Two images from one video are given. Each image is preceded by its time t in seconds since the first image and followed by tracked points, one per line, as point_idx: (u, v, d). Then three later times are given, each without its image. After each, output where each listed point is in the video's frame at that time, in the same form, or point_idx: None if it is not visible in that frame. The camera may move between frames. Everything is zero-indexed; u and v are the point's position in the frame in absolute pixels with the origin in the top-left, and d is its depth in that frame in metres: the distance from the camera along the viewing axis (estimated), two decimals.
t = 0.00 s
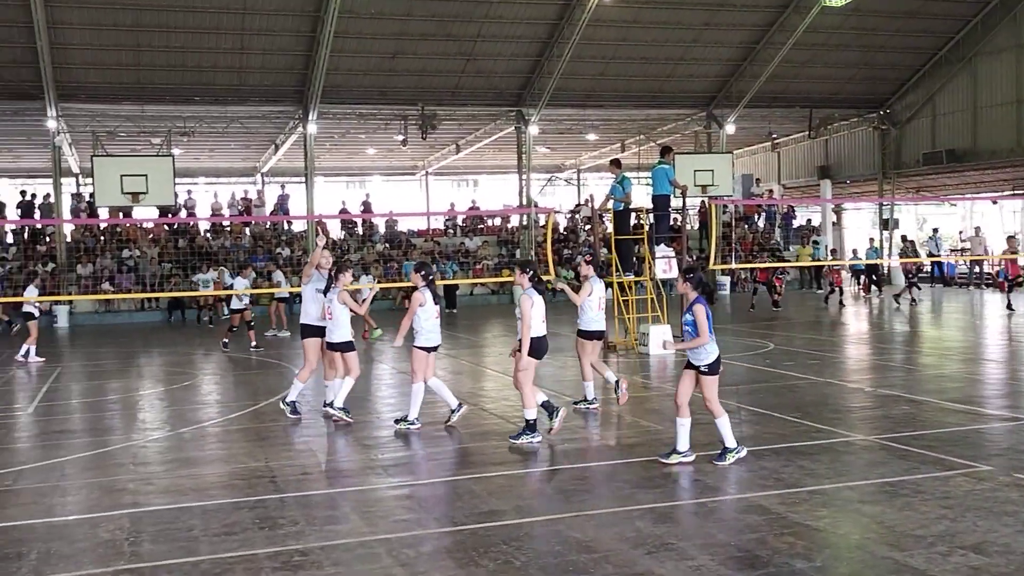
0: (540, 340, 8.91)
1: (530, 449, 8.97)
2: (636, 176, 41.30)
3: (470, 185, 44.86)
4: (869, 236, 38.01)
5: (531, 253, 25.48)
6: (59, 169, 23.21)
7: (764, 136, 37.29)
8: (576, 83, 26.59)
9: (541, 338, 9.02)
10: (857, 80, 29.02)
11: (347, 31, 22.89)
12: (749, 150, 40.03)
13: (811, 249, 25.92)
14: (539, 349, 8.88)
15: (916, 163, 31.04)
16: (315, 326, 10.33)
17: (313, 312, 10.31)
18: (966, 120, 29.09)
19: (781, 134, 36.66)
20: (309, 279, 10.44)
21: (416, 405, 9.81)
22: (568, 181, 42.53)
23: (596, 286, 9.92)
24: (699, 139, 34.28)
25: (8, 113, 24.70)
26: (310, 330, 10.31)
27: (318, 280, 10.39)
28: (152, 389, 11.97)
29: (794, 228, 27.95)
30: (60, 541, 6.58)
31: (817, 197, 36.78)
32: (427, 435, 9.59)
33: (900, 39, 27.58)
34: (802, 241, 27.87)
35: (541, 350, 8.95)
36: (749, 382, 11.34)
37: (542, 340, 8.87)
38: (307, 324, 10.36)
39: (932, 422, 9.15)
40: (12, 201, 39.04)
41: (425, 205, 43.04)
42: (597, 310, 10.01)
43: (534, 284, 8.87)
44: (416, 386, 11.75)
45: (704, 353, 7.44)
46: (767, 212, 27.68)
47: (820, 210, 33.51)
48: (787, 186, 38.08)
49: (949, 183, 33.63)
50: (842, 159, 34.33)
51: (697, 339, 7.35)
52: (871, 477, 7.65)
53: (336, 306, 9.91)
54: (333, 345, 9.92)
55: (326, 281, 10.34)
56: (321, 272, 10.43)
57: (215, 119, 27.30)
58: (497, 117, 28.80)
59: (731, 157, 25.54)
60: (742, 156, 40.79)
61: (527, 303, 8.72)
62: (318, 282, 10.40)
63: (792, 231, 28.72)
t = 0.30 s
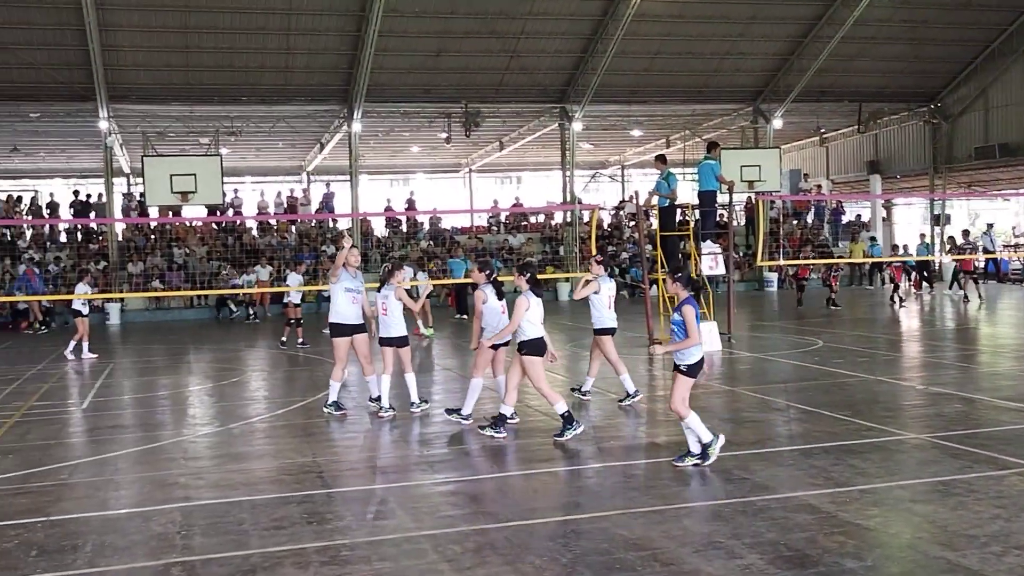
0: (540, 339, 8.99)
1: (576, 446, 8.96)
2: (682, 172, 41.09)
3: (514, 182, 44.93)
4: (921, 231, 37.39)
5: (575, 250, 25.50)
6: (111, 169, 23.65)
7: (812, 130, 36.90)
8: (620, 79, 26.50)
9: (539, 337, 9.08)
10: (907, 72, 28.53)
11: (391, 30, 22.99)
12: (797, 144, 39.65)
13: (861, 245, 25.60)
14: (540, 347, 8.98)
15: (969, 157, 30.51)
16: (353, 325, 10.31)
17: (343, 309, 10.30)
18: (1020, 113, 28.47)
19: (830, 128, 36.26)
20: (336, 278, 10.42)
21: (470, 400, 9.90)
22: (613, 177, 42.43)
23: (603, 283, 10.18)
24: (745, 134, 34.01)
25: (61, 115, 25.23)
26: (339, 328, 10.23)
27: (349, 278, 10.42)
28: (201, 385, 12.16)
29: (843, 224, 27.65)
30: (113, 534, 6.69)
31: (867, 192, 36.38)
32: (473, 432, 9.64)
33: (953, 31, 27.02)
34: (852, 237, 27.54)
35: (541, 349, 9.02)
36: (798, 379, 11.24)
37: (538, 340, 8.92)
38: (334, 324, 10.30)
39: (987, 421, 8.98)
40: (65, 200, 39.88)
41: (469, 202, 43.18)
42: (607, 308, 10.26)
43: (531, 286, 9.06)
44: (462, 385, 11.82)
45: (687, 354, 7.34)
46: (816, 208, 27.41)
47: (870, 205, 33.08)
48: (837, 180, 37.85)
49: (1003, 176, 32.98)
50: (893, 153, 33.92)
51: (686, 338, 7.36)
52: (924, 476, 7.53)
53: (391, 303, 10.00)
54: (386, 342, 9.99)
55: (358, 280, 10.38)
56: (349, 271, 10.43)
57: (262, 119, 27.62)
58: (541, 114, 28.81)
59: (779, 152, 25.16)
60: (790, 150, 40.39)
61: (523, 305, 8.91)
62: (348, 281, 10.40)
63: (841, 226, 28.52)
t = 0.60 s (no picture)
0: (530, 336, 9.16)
1: (614, 445, 8.92)
2: (723, 170, 40.84)
3: (553, 181, 44.91)
4: (966, 229, 36.84)
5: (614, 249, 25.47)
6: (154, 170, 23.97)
7: (855, 128, 36.52)
8: (660, 77, 26.40)
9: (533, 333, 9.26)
10: (952, 68, 28.06)
11: (430, 30, 23.07)
12: (840, 142, 39.27)
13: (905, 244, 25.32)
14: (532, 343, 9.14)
15: (1016, 154, 29.99)
16: (381, 325, 10.50)
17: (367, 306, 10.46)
18: None
19: (873, 125, 35.86)
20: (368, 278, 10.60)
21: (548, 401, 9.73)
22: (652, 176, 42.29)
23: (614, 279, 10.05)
24: (786, 132, 33.72)
25: (106, 116, 25.63)
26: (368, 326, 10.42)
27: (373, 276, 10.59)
28: (242, 383, 12.28)
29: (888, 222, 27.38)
30: (158, 530, 6.77)
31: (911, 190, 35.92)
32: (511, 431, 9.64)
33: (1000, 26, 26.53)
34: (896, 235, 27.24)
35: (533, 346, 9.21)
36: (840, 379, 11.11)
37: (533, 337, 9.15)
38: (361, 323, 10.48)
39: None
40: (111, 200, 40.53)
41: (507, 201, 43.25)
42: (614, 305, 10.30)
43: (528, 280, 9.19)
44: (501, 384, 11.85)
45: (671, 360, 7.27)
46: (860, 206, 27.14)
47: (915, 204, 32.67)
48: (879, 178, 37.40)
49: None
50: (938, 150, 33.49)
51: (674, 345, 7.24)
52: (970, 477, 7.41)
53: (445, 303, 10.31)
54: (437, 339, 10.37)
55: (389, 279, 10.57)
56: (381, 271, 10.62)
57: (302, 119, 27.85)
58: (580, 112, 28.78)
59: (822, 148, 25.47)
60: (832, 148, 40.00)
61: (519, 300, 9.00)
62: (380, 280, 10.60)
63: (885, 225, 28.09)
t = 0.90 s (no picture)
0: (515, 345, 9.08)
1: (651, 448, 8.87)
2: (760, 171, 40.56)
3: (588, 182, 44.82)
4: (1009, 229, 36.29)
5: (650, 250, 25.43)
6: (193, 173, 24.24)
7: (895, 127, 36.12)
8: (697, 78, 26.32)
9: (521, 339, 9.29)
10: (994, 66, 27.64)
11: (466, 32, 23.11)
12: (879, 141, 38.87)
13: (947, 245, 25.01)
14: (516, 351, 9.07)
15: None
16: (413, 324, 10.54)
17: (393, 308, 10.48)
18: None
19: (914, 124, 35.46)
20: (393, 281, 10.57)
21: (593, 403, 9.85)
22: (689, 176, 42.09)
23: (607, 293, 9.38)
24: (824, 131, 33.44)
25: (146, 121, 25.97)
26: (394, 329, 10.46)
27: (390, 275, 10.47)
28: (280, 385, 12.37)
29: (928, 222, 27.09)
30: (198, 529, 6.84)
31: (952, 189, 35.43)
32: (547, 432, 9.63)
33: None
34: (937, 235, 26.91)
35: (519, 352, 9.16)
36: (879, 381, 11.00)
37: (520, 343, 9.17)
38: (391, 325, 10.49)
39: None
40: (151, 204, 41.07)
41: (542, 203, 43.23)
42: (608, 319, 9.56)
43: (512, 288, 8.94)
44: (537, 386, 11.88)
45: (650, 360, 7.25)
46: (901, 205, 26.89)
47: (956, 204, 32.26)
48: (919, 178, 36.93)
49: None
50: (980, 149, 33.02)
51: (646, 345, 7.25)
52: (1014, 481, 7.30)
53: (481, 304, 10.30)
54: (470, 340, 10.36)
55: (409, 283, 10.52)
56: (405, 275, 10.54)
57: (339, 122, 28.05)
58: (615, 113, 28.72)
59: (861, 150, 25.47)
60: (871, 148, 39.59)
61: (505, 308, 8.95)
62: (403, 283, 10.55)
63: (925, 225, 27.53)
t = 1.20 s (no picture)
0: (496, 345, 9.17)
1: (673, 452, 8.82)
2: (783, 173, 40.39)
3: (610, 185, 44.77)
4: None
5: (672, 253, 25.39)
6: (218, 177, 24.40)
7: (920, 128, 35.87)
8: (720, 79, 26.26)
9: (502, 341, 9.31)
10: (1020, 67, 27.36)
11: (488, 36, 23.14)
12: (904, 143, 38.62)
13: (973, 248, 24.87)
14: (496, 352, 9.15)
15: None
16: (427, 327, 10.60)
17: (400, 314, 10.53)
18: None
19: (939, 126, 35.20)
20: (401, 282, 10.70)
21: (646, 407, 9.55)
22: (711, 179, 41.97)
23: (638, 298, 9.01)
24: (849, 133, 33.25)
25: (171, 125, 26.20)
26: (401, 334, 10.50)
27: (397, 279, 10.58)
28: (303, 388, 12.43)
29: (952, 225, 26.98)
30: (222, 532, 6.88)
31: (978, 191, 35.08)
32: (570, 436, 9.61)
33: None
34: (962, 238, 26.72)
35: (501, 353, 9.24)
36: (905, 385, 10.91)
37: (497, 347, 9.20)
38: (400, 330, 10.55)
39: None
40: (176, 208, 41.41)
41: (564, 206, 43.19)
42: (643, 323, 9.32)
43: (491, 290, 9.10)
44: (559, 389, 11.89)
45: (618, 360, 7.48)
46: (925, 208, 26.81)
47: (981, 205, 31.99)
48: (945, 180, 36.60)
49: None
50: (1006, 150, 32.71)
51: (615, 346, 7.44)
52: None
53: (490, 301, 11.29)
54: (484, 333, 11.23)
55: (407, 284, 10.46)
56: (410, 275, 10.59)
57: (362, 126, 28.17)
58: (637, 116, 28.69)
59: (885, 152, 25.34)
60: (896, 149, 39.34)
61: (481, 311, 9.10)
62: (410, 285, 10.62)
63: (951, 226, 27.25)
